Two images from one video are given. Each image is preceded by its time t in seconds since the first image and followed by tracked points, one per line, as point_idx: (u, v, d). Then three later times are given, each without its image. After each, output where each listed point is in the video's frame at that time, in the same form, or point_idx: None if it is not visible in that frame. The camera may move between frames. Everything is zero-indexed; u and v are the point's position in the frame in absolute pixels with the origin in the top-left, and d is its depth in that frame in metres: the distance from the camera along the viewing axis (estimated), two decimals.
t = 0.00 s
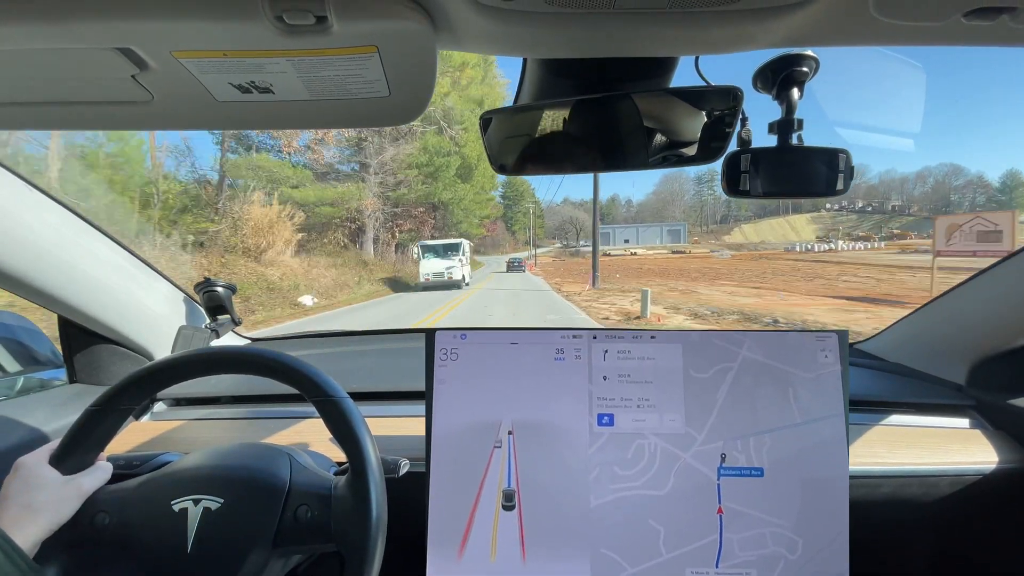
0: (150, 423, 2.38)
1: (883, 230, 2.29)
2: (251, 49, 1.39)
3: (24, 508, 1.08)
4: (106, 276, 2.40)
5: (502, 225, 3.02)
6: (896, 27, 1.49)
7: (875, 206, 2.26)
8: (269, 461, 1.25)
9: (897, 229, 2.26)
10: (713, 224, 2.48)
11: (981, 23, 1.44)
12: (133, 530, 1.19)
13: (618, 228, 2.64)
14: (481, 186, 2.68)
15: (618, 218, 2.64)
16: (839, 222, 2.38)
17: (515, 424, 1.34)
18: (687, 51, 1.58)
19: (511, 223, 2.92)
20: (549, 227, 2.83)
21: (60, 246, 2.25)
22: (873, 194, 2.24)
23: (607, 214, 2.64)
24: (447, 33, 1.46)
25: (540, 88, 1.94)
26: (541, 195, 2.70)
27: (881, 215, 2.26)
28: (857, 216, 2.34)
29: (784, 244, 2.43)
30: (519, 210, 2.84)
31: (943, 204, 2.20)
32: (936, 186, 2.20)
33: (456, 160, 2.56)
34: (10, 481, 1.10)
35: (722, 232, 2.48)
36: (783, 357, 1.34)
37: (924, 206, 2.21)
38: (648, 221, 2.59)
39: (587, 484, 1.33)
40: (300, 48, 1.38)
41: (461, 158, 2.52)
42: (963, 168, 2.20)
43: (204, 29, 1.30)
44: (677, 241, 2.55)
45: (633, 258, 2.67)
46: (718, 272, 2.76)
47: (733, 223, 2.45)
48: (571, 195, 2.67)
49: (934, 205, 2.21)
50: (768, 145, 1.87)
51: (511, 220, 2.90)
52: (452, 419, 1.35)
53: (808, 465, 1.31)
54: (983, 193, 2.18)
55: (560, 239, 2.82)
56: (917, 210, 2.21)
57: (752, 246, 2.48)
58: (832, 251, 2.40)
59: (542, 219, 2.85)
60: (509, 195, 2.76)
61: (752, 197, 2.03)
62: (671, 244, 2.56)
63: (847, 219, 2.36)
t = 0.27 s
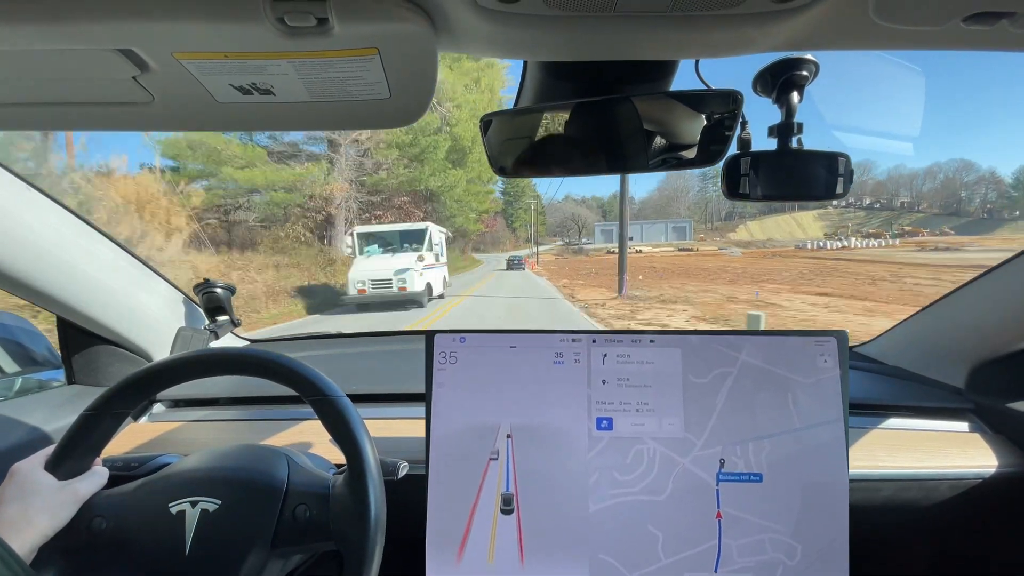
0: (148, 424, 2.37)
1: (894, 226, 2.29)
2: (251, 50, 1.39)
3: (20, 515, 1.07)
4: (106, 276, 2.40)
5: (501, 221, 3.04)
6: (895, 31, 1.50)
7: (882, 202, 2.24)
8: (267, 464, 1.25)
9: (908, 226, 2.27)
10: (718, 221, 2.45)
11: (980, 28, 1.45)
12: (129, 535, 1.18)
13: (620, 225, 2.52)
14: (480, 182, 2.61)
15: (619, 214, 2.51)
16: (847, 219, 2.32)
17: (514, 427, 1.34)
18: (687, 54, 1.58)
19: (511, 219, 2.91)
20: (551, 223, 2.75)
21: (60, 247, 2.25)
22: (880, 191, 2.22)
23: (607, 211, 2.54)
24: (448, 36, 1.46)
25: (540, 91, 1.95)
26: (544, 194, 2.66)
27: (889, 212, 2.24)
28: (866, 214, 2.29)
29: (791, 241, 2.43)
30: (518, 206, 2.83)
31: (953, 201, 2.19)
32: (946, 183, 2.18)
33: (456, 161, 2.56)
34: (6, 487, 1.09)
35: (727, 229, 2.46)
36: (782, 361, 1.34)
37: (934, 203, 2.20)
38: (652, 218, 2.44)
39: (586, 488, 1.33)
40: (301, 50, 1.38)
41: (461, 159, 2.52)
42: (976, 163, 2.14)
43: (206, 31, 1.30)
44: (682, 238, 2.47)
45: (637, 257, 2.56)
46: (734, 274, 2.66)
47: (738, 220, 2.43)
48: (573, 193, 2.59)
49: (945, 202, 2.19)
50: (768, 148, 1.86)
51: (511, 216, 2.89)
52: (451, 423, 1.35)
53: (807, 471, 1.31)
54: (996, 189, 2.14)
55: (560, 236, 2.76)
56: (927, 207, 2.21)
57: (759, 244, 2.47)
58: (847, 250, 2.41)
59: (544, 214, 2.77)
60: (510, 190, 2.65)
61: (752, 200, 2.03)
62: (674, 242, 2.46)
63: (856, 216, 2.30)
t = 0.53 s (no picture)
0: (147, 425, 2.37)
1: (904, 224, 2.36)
2: (248, 49, 1.39)
3: (17, 516, 1.07)
4: (104, 278, 2.39)
5: (501, 220, 3.20)
6: (893, 28, 1.50)
7: (892, 200, 2.29)
8: (266, 463, 1.25)
9: (920, 224, 2.33)
10: (723, 219, 2.45)
11: (978, 24, 1.45)
12: (126, 536, 1.17)
13: (625, 224, 2.61)
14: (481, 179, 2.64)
15: (623, 212, 2.62)
16: (855, 215, 2.41)
17: (513, 425, 1.34)
18: (684, 51, 1.58)
19: (513, 216, 2.94)
20: (552, 222, 2.84)
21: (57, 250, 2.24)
22: (889, 188, 2.28)
23: (611, 209, 2.64)
24: (445, 34, 1.46)
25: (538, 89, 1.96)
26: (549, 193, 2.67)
27: (898, 210, 2.31)
28: (875, 212, 2.36)
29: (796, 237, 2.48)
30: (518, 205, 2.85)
31: (965, 199, 2.23)
32: (957, 179, 2.20)
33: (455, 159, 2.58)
34: (4, 488, 1.09)
35: (732, 227, 2.46)
36: (781, 359, 1.34)
37: (945, 200, 2.24)
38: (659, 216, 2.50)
39: (585, 487, 1.33)
40: (297, 48, 1.38)
41: (460, 157, 2.53)
42: (988, 161, 2.17)
43: (202, 29, 1.30)
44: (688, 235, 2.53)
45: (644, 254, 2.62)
46: (751, 271, 2.67)
47: (744, 218, 2.42)
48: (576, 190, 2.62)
49: (956, 200, 2.24)
50: (766, 145, 1.85)
51: (513, 213, 2.91)
52: (449, 421, 1.35)
53: (806, 469, 1.31)
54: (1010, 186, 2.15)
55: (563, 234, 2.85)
56: (938, 204, 2.25)
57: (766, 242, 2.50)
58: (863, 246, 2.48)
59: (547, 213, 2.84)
60: (512, 187, 2.59)
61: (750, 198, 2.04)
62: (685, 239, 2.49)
63: (864, 213, 2.38)
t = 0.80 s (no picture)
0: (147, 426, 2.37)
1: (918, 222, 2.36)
2: (248, 51, 1.39)
3: (19, 517, 1.08)
4: (103, 279, 2.39)
5: (504, 218, 3.29)
6: (892, 28, 1.50)
7: (902, 196, 2.35)
8: (266, 464, 1.25)
9: (934, 221, 2.31)
10: (729, 217, 2.52)
11: (975, 24, 1.45)
12: (128, 537, 1.17)
13: (629, 221, 2.63)
14: (481, 178, 2.62)
15: (626, 210, 2.61)
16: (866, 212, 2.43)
17: (513, 426, 1.34)
18: (684, 52, 1.58)
19: (518, 215, 3.02)
20: (556, 219, 2.81)
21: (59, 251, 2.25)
22: (897, 184, 2.35)
23: (615, 205, 2.60)
24: (445, 36, 1.46)
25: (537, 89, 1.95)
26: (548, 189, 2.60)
27: (910, 205, 2.33)
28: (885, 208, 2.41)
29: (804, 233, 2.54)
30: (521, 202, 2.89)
31: (978, 196, 2.25)
32: (969, 175, 2.23)
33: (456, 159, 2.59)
34: (5, 490, 1.09)
35: (738, 225, 2.54)
36: (781, 359, 1.34)
37: (957, 197, 2.26)
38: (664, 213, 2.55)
39: (586, 487, 1.33)
40: (297, 50, 1.38)
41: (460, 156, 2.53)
42: (1001, 157, 2.23)
43: (202, 31, 1.30)
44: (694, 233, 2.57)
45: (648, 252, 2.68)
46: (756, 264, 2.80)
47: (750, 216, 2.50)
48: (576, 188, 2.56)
49: (968, 197, 2.26)
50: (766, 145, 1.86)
51: (517, 210, 2.98)
52: (450, 422, 1.35)
53: (806, 469, 1.31)
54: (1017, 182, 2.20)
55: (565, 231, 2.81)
56: (950, 201, 2.27)
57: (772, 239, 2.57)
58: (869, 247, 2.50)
59: (547, 209, 2.83)
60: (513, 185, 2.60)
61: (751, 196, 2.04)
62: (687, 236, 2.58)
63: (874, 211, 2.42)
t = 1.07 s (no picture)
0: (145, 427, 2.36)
1: (931, 220, 2.33)
2: (244, 49, 1.39)
3: (18, 516, 1.07)
4: (103, 280, 2.40)
5: (502, 212, 3.18)
6: (890, 26, 1.49)
7: (911, 195, 2.29)
8: (265, 464, 1.24)
9: (947, 220, 2.28)
10: (735, 216, 2.50)
11: (974, 21, 1.44)
12: (127, 536, 1.17)
13: (634, 220, 2.63)
14: (480, 171, 2.54)
15: (629, 208, 2.61)
16: (872, 212, 2.36)
17: (513, 425, 1.33)
18: (682, 50, 1.57)
19: (517, 212, 2.99)
20: (557, 216, 2.79)
21: (58, 253, 2.26)
22: (907, 183, 2.29)
23: (618, 204, 2.60)
24: (442, 34, 1.46)
25: (536, 88, 1.95)
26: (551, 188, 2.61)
27: (918, 204, 2.29)
28: (894, 207, 2.33)
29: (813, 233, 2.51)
30: (522, 199, 2.86)
31: (989, 195, 2.16)
32: (980, 173, 2.14)
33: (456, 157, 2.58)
34: (4, 489, 1.09)
35: (745, 224, 2.52)
36: (780, 358, 1.34)
37: (968, 196, 2.20)
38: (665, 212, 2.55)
39: (585, 486, 1.33)
40: (293, 49, 1.38)
41: (459, 155, 2.53)
42: (1015, 154, 2.07)
43: (198, 30, 1.30)
44: (701, 232, 2.60)
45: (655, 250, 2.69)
46: (762, 260, 2.78)
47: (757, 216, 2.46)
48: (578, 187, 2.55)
49: (979, 197, 2.18)
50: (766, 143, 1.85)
51: (517, 207, 2.94)
52: (449, 421, 1.35)
53: (806, 469, 1.31)
54: None
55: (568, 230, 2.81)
56: (959, 199, 2.22)
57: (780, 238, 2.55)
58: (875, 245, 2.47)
59: (548, 207, 2.80)
60: (513, 182, 2.60)
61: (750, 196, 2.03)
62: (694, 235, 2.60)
63: (883, 210, 2.34)
